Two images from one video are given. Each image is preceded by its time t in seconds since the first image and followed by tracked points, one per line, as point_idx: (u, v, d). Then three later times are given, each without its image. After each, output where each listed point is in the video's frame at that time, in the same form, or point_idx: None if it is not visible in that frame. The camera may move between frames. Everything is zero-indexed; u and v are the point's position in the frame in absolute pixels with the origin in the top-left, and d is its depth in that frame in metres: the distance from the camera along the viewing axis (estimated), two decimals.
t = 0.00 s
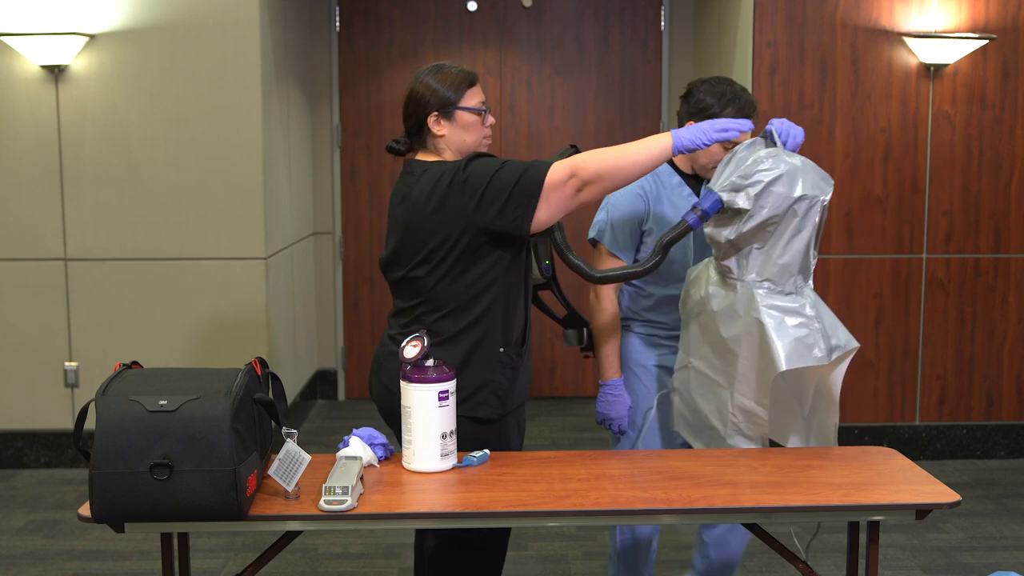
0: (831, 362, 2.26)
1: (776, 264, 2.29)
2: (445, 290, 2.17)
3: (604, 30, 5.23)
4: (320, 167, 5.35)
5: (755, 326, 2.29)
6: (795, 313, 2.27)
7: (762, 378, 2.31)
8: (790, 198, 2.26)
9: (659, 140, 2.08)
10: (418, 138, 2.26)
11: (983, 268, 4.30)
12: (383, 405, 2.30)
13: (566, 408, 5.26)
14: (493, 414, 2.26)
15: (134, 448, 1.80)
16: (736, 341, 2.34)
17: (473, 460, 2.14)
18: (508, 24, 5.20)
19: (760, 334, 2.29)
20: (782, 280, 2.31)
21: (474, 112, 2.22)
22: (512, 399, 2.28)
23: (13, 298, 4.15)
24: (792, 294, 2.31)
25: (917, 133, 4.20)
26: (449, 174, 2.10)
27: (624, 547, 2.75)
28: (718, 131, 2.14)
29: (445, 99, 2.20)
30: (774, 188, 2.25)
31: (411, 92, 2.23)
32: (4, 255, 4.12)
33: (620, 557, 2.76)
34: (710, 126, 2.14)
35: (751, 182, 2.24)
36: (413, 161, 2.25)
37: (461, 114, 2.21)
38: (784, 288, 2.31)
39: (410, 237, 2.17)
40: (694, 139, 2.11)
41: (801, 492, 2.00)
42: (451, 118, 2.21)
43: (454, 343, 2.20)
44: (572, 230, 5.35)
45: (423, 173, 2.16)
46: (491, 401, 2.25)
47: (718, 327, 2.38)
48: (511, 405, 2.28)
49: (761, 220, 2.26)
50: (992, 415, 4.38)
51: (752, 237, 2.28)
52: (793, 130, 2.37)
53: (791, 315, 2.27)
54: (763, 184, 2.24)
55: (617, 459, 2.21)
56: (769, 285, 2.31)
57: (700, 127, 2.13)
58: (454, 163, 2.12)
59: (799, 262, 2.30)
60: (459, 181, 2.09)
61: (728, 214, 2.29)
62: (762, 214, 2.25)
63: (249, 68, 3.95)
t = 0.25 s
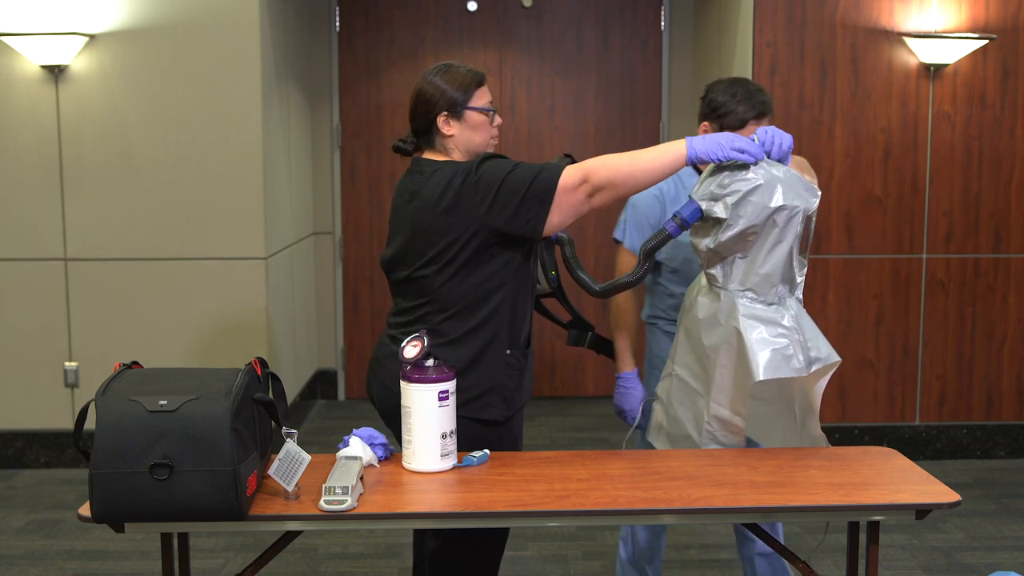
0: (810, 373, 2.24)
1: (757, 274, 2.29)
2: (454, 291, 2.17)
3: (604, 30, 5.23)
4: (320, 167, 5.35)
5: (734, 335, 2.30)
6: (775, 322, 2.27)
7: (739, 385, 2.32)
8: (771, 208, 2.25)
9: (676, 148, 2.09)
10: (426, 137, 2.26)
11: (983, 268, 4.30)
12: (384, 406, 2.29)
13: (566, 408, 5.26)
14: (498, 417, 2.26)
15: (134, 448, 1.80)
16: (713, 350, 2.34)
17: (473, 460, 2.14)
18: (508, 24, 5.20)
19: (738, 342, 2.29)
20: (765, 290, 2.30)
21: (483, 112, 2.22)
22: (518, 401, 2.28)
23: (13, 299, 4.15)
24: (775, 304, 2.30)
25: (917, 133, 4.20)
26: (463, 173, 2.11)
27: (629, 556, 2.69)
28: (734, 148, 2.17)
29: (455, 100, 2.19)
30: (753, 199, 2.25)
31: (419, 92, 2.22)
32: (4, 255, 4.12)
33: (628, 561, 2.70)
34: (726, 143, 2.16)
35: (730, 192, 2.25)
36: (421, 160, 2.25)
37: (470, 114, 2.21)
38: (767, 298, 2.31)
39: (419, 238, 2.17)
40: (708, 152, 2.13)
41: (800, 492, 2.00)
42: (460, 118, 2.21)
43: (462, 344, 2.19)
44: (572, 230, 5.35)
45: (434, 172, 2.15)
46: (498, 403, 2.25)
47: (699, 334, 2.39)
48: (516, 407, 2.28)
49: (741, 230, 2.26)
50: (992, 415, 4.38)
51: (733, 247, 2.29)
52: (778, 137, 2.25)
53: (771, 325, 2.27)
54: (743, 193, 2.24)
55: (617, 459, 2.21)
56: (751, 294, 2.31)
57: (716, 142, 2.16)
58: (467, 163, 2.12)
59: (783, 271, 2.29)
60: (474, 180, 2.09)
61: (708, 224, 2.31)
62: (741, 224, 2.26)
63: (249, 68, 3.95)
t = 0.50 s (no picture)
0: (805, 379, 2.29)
1: (753, 282, 2.34)
2: (452, 291, 2.17)
3: (604, 31, 5.23)
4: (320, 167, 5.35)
5: (727, 342, 2.37)
6: (767, 330, 2.32)
7: (722, 389, 2.38)
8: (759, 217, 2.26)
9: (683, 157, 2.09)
10: (428, 137, 2.25)
11: (983, 268, 4.30)
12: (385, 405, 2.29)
13: (566, 408, 5.26)
14: (494, 419, 2.26)
15: (134, 448, 1.80)
16: (708, 352, 2.43)
17: (473, 460, 2.14)
18: (508, 24, 5.20)
19: (732, 349, 2.35)
20: (761, 297, 2.35)
21: (486, 113, 2.22)
22: (515, 403, 2.28)
23: (13, 299, 4.15)
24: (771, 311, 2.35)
25: (917, 133, 4.20)
26: (465, 174, 2.11)
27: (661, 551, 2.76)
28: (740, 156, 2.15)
29: (457, 99, 2.19)
30: (742, 210, 2.26)
31: (421, 92, 2.22)
32: (4, 255, 4.12)
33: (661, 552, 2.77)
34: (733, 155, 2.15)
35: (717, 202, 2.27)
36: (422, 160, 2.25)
37: (473, 114, 2.20)
38: (762, 305, 2.35)
39: (418, 238, 2.17)
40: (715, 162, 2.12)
41: (800, 492, 2.00)
42: (462, 118, 2.21)
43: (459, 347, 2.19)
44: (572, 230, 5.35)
45: (436, 172, 2.15)
46: (495, 405, 2.24)
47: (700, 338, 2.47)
48: (513, 410, 2.28)
49: (731, 240, 2.29)
50: (992, 415, 4.38)
51: (728, 255, 2.34)
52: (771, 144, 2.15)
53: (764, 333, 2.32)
54: (730, 204, 2.26)
55: (616, 459, 2.21)
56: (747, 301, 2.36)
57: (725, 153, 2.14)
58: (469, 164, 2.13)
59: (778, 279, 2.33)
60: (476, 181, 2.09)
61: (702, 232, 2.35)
62: (731, 233, 2.29)
63: (249, 68, 3.95)
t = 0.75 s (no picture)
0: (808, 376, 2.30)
1: (750, 287, 2.32)
2: (448, 289, 2.18)
3: (604, 31, 5.23)
4: (320, 167, 5.35)
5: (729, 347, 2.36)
6: (768, 333, 2.31)
7: (727, 394, 2.37)
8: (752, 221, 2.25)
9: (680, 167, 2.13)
10: (428, 137, 2.25)
11: (983, 268, 4.30)
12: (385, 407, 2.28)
13: (566, 408, 5.26)
14: (486, 420, 2.26)
15: (134, 448, 1.80)
16: (711, 359, 2.42)
17: (473, 460, 2.14)
18: (508, 24, 5.20)
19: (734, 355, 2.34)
20: (761, 300, 2.33)
21: (486, 113, 2.22)
22: (509, 406, 2.28)
23: (13, 299, 4.14)
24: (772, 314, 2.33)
25: (917, 133, 4.20)
26: (463, 174, 2.11)
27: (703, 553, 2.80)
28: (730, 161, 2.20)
29: (458, 99, 2.18)
30: (733, 216, 2.26)
31: (420, 91, 2.21)
32: (4, 255, 4.12)
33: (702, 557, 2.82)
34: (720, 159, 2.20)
35: (710, 210, 2.27)
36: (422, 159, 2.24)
37: (473, 114, 2.20)
38: (763, 308, 2.34)
39: (415, 238, 2.18)
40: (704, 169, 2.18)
41: (800, 492, 2.00)
42: (463, 117, 2.21)
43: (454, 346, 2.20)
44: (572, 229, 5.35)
45: (434, 171, 2.16)
46: (488, 406, 2.24)
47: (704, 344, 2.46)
48: (506, 412, 2.28)
49: (727, 245, 2.29)
50: (992, 415, 4.38)
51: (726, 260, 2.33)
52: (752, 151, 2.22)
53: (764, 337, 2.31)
54: (722, 211, 2.26)
55: (617, 459, 2.21)
56: (747, 305, 2.35)
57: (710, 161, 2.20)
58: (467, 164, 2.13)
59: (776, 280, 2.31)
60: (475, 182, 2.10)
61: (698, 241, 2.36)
62: (726, 239, 2.28)
63: (249, 68, 3.95)
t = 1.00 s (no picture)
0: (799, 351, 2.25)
1: (736, 266, 2.29)
2: (435, 288, 2.19)
3: (604, 31, 5.23)
4: (320, 167, 5.34)
5: (723, 331, 2.31)
6: (757, 312, 2.27)
7: (731, 384, 2.31)
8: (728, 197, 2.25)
9: (659, 156, 2.11)
10: (420, 136, 2.25)
11: (983, 268, 4.30)
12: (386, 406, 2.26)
13: (566, 408, 5.26)
14: (478, 421, 2.26)
15: (134, 448, 1.80)
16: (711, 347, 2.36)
17: (473, 460, 2.14)
18: (508, 24, 5.20)
19: (728, 337, 2.30)
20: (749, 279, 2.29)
21: (480, 116, 2.23)
22: (500, 405, 2.28)
23: (13, 298, 4.14)
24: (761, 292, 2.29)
25: (917, 133, 4.20)
26: (446, 175, 2.11)
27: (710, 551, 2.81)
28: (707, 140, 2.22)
29: (454, 100, 2.19)
30: (710, 195, 2.26)
31: (416, 89, 2.21)
32: (5, 255, 4.12)
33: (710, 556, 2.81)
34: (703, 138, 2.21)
35: (689, 192, 2.28)
36: (413, 158, 2.24)
37: (468, 116, 2.21)
38: (751, 287, 2.29)
39: (403, 239, 2.20)
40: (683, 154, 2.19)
41: (801, 492, 2.00)
42: (458, 118, 2.21)
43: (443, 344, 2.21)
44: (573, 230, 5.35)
45: (420, 172, 2.17)
46: (480, 404, 2.25)
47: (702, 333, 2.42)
48: (498, 412, 2.28)
49: (708, 225, 2.28)
50: (992, 415, 4.38)
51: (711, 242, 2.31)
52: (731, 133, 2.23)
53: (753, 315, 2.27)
54: (699, 191, 2.26)
55: (617, 459, 2.21)
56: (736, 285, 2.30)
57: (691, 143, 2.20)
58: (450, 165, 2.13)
59: (761, 259, 2.28)
60: (457, 183, 2.10)
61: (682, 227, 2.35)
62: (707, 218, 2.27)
63: (249, 68, 3.95)
